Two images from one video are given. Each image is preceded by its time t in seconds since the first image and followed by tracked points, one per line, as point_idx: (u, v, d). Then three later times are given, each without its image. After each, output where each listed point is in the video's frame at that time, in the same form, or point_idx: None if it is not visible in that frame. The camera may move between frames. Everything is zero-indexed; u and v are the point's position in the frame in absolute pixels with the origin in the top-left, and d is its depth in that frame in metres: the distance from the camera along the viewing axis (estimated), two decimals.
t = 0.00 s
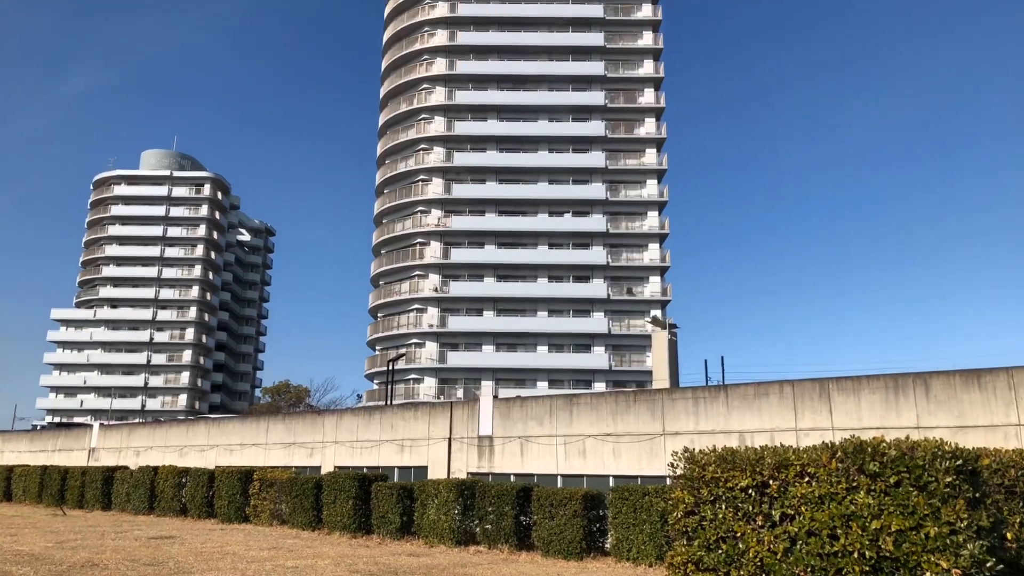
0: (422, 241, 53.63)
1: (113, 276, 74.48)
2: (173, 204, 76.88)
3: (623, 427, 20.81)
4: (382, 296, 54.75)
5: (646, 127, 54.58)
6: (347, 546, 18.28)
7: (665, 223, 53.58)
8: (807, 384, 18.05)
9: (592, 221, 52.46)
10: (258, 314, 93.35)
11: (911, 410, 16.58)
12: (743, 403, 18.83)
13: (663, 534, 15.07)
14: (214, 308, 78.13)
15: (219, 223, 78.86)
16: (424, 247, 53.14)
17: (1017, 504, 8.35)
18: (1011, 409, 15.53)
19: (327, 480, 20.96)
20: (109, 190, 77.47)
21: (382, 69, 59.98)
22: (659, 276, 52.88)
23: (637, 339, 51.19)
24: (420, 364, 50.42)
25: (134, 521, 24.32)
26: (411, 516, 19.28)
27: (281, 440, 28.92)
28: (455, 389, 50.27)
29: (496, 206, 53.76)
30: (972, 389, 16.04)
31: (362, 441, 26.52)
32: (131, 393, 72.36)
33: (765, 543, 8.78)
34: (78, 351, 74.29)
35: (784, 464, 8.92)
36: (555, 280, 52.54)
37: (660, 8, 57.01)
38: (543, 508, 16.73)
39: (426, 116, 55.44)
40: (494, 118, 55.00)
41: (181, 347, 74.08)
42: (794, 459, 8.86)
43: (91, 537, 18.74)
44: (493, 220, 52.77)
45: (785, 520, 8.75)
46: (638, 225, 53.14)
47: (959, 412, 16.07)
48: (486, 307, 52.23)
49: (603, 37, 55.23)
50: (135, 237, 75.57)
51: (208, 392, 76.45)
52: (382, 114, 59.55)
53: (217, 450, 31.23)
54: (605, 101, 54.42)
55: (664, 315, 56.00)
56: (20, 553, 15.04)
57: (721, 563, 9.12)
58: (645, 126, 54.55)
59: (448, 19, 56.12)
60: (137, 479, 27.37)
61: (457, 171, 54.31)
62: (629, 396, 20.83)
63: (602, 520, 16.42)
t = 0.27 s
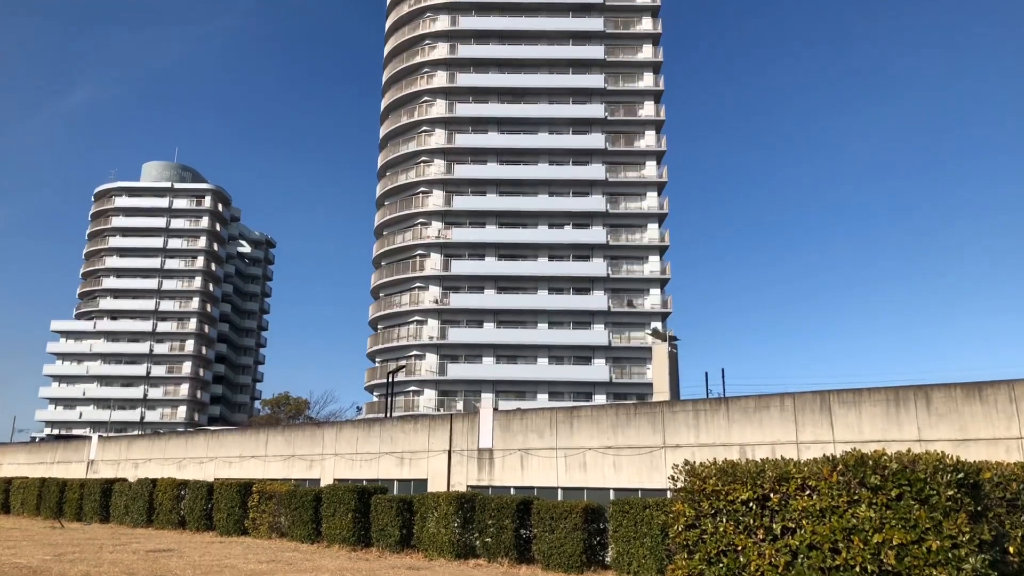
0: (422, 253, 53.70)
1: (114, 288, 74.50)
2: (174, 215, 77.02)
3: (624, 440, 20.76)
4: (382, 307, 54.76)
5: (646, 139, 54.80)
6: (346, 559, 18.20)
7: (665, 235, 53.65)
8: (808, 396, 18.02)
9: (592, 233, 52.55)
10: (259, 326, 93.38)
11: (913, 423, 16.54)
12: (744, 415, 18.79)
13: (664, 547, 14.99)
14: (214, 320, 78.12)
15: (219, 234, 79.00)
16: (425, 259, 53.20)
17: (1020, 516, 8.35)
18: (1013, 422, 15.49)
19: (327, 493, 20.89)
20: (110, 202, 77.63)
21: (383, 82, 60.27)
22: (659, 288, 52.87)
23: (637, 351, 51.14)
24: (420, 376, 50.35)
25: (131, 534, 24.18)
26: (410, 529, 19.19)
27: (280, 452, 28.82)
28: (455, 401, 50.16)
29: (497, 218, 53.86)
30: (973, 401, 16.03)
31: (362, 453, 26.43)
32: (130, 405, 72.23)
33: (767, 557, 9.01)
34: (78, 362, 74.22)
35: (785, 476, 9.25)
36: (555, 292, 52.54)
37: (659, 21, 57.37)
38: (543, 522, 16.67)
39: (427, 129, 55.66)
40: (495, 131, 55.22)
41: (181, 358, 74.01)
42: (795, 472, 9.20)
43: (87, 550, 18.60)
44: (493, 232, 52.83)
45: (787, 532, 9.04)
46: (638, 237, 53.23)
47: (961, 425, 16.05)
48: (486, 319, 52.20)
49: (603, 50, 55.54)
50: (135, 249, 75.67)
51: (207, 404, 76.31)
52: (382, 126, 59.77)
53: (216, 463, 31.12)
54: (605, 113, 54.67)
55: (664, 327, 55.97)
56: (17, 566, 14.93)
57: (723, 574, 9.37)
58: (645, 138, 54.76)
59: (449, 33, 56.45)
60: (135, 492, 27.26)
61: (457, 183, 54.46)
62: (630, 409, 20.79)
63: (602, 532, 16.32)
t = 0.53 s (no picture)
0: (423, 266, 53.73)
1: (114, 301, 74.49)
2: (174, 228, 77.17)
3: (624, 454, 20.69)
4: (383, 320, 54.69)
5: (646, 153, 55.01)
6: (345, 574, 18.10)
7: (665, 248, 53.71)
8: (809, 410, 17.98)
9: (592, 246, 52.62)
10: (259, 338, 93.31)
11: (914, 438, 16.49)
12: (744, 429, 18.73)
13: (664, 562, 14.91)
14: (214, 333, 78.06)
15: (220, 247, 79.09)
16: (425, 272, 53.21)
17: None
18: (1015, 436, 15.45)
19: (326, 507, 20.80)
20: (111, 215, 77.78)
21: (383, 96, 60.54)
22: (659, 301, 52.85)
23: (638, 365, 51.10)
24: (420, 390, 50.19)
25: (128, 549, 24.04)
26: (409, 543, 19.09)
27: (279, 466, 28.72)
28: (455, 415, 50.02)
29: (497, 231, 53.93)
30: (974, 415, 16.00)
31: (361, 467, 26.34)
32: (130, 418, 72.02)
33: (767, 573, 9.06)
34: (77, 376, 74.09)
35: (786, 491, 9.28)
36: (555, 305, 52.52)
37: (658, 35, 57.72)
38: (543, 536, 16.58)
39: (427, 142, 55.85)
40: (495, 144, 55.36)
41: (181, 372, 73.89)
42: (796, 488, 9.23)
43: (84, 565, 18.50)
44: (493, 245, 52.89)
45: (788, 547, 9.06)
46: (638, 250, 53.30)
47: (962, 439, 16.00)
48: (486, 332, 52.13)
49: (602, 64, 55.85)
50: (136, 262, 75.74)
51: (206, 417, 76.11)
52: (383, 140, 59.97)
53: (215, 477, 31.00)
54: (605, 127, 54.90)
55: (664, 340, 55.87)
56: None
57: None
58: (645, 152, 54.96)
59: (449, 47, 56.76)
60: (133, 506, 27.14)
61: (458, 197, 54.58)
62: (630, 422, 20.73)
63: (602, 548, 16.16)
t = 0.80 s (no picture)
0: (422, 278, 53.75)
1: (113, 313, 74.41)
2: (174, 241, 77.24)
3: (625, 466, 20.61)
4: (382, 333, 54.65)
5: (646, 165, 55.19)
6: None
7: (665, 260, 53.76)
8: (810, 423, 17.92)
9: (592, 258, 52.68)
10: (258, 351, 93.21)
11: (916, 450, 16.45)
12: (745, 442, 18.67)
13: None
14: (213, 345, 77.97)
15: (220, 260, 79.16)
16: (424, 284, 53.25)
17: None
18: (1016, 449, 15.43)
19: (325, 520, 20.69)
20: (111, 228, 77.88)
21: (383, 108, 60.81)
22: (659, 313, 52.85)
23: (638, 377, 51.01)
24: (420, 403, 50.07)
25: (126, 563, 23.88)
26: (409, 557, 18.97)
27: (278, 479, 28.59)
28: (454, 428, 49.87)
29: (496, 243, 53.99)
30: (976, 428, 15.96)
31: (360, 480, 26.23)
32: (128, 431, 71.75)
33: None
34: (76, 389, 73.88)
35: (789, 505, 9.26)
36: (555, 317, 52.49)
37: (658, 49, 58.06)
38: (544, 550, 16.48)
39: (427, 155, 56.06)
40: (494, 157, 55.54)
41: (180, 384, 73.72)
42: (798, 502, 9.21)
43: None
44: (493, 257, 52.93)
45: (789, 561, 9.11)
46: (637, 262, 53.37)
47: (964, 452, 15.96)
48: (486, 344, 52.04)
49: (602, 78, 56.15)
50: (135, 274, 75.74)
51: (205, 430, 75.85)
52: (383, 152, 60.19)
53: (214, 490, 30.85)
54: (605, 140, 55.11)
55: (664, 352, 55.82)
56: None
57: None
58: (644, 164, 55.14)
59: (449, 60, 57.08)
60: (131, 520, 27.00)
61: (457, 209, 54.67)
62: (631, 435, 20.66)
63: (603, 562, 16.04)
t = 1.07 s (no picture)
0: (422, 293, 53.78)
1: (113, 329, 74.36)
2: (174, 257, 77.38)
3: (625, 483, 20.51)
4: (382, 348, 54.55)
5: (646, 181, 55.38)
6: None
7: (665, 275, 53.81)
8: (811, 439, 17.84)
9: (593, 273, 52.75)
10: (258, 367, 93.11)
11: (918, 467, 16.39)
12: (746, 459, 18.60)
13: None
14: (213, 361, 77.87)
15: (220, 275, 79.25)
16: (425, 300, 53.25)
17: None
18: (1019, 465, 15.37)
19: (324, 538, 20.56)
20: (111, 243, 77.99)
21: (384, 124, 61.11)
22: (659, 329, 52.80)
23: (638, 393, 50.86)
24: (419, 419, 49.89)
25: None
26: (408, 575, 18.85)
27: (278, 496, 28.44)
28: (454, 444, 49.68)
29: (497, 258, 54.05)
30: (978, 444, 15.90)
31: (359, 497, 26.09)
32: (127, 448, 71.46)
33: None
34: (74, 405, 73.67)
35: (789, 522, 9.59)
36: (555, 333, 52.45)
37: (657, 65, 58.44)
38: (545, 568, 16.36)
39: (427, 170, 56.27)
40: (494, 172, 55.74)
41: (179, 400, 73.53)
42: (798, 519, 9.55)
43: None
44: (493, 272, 52.97)
45: None
46: (637, 277, 53.42)
47: (966, 469, 15.91)
48: (486, 360, 51.92)
49: (601, 94, 56.50)
50: (135, 290, 75.79)
51: (204, 447, 75.56)
52: (383, 168, 60.42)
53: (213, 507, 30.67)
54: (605, 155, 55.34)
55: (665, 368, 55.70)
56: None
57: None
58: (644, 180, 55.35)
59: (449, 77, 57.44)
60: (129, 537, 26.82)
61: (458, 225, 54.79)
62: (632, 451, 20.57)
63: None
